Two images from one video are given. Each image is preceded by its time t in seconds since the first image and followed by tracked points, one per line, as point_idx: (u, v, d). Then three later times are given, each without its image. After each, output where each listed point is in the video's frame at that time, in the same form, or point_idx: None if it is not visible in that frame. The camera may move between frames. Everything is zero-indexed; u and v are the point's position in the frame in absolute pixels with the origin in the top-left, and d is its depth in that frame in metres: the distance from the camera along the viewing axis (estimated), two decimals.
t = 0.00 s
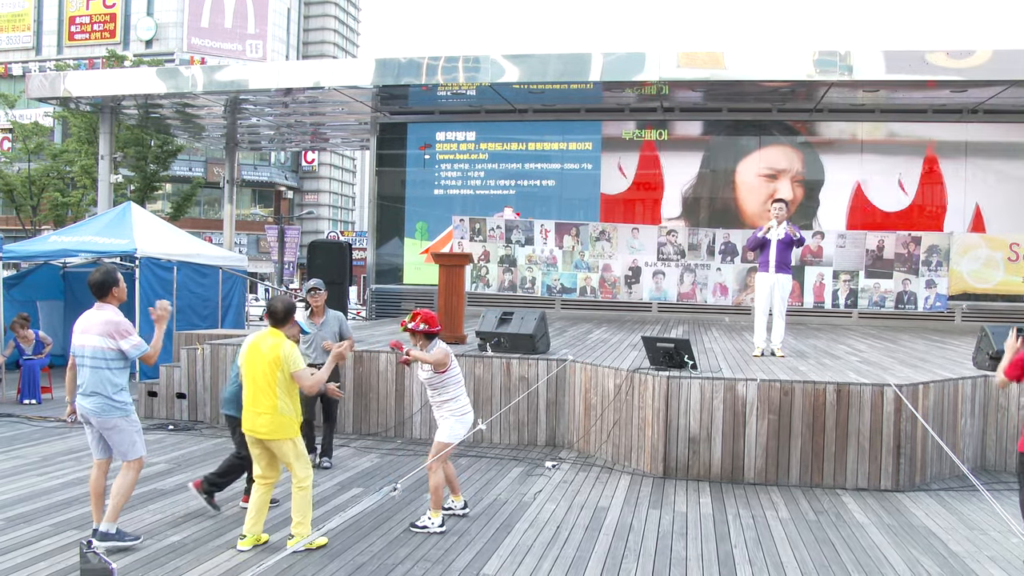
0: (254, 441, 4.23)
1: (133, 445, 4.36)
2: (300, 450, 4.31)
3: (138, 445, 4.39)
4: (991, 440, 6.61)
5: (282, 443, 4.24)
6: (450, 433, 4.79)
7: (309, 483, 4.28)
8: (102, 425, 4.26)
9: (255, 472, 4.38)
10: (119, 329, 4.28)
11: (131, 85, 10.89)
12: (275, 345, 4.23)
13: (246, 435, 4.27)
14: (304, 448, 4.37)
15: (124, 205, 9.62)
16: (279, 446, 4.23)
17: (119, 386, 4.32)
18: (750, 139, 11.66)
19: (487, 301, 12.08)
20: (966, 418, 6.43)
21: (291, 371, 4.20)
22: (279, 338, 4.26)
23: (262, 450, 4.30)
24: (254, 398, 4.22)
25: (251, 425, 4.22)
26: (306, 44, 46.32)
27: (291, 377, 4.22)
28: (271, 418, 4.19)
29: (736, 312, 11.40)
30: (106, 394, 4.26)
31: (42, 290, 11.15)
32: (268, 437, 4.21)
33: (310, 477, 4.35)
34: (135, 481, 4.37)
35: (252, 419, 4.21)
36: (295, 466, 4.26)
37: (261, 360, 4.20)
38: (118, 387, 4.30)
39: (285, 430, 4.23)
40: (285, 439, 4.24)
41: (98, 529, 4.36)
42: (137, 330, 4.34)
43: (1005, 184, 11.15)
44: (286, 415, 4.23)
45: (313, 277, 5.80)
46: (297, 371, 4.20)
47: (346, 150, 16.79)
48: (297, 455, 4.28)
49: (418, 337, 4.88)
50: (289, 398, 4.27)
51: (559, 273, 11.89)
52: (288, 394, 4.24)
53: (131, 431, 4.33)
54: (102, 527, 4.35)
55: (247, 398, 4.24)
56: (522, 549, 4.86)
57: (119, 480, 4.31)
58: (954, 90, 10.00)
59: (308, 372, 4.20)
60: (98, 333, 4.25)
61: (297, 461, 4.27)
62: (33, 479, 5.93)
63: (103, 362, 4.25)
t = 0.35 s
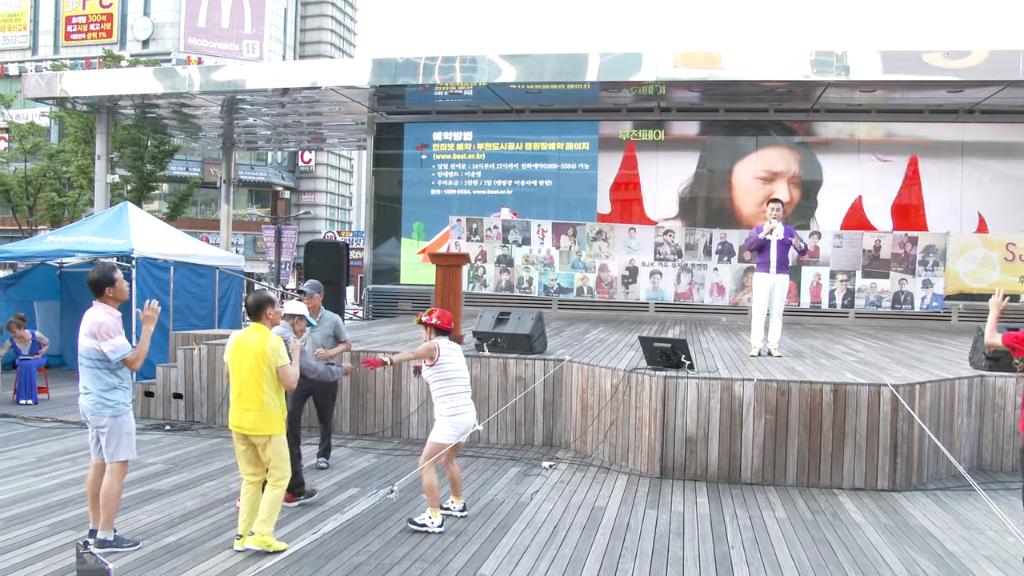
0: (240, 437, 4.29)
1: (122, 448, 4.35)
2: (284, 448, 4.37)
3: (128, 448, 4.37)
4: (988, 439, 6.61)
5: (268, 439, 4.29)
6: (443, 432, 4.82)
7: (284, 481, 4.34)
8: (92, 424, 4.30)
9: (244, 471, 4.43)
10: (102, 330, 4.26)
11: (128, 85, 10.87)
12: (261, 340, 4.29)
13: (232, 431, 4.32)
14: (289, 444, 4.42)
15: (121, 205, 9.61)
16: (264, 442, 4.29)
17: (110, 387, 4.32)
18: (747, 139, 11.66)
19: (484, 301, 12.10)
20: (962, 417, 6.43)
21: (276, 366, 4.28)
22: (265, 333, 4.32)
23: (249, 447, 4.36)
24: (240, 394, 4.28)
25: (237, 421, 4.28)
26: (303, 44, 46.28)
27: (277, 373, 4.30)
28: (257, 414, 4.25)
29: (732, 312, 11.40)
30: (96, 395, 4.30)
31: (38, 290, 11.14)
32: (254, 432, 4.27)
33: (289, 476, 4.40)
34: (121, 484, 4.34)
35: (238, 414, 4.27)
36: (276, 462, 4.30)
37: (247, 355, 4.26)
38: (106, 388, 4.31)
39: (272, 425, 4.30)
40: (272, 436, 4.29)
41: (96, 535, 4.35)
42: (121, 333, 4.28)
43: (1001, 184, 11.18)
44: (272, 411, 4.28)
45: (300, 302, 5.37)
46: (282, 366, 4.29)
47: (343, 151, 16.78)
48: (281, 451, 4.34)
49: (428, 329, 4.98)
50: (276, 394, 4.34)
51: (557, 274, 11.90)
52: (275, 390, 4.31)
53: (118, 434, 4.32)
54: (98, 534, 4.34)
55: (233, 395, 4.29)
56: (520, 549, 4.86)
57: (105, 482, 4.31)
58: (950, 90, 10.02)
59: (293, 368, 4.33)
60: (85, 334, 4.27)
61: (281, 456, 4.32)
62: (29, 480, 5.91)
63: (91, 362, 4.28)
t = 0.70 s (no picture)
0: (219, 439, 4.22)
1: (116, 451, 4.32)
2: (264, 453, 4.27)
3: (121, 451, 4.34)
4: (981, 438, 6.60)
5: (247, 442, 4.21)
6: (430, 438, 4.83)
7: (263, 488, 4.22)
8: (87, 426, 4.30)
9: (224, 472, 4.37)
10: (93, 332, 4.21)
11: (121, 84, 10.85)
12: (240, 342, 4.21)
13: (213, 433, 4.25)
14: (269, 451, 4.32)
15: (114, 205, 9.59)
16: (243, 446, 4.20)
17: (104, 389, 4.30)
18: (741, 139, 11.68)
19: (479, 301, 12.09)
20: (955, 416, 6.44)
21: (258, 366, 4.19)
22: (245, 335, 4.24)
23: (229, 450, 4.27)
24: (220, 395, 4.21)
25: (217, 423, 4.21)
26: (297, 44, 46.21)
27: (258, 374, 4.22)
28: (236, 416, 4.17)
29: (726, 312, 11.40)
30: (90, 397, 4.28)
31: (31, 290, 11.10)
32: (233, 436, 4.18)
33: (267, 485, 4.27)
34: (114, 486, 4.33)
35: (219, 416, 4.20)
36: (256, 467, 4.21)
37: (227, 356, 4.19)
38: (100, 390, 4.29)
39: (251, 429, 4.21)
40: (250, 439, 4.21)
41: (89, 537, 4.33)
42: (114, 335, 4.25)
43: (996, 184, 11.21)
44: (252, 413, 4.21)
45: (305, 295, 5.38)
46: (264, 368, 4.18)
47: (337, 150, 16.76)
48: (260, 455, 4.24)
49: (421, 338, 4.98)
50: (256, 396, 4.26)
51: (550, 274, 11.42)
52: (255, 391, 4.23)
53: (111, 437, 4.29)
54: (91, 536, 4.32)
55: (213, 396, 4.24)
56: (513, 549, 4.86)
57: (98, 483, 4.31)
58: (944, 91, 10.04)
59: (277, 368, 4.20)
60: (79, 335, 4.27)
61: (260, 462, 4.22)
62: (23, 481, 5.90)
63: (85, 364, 4.28)
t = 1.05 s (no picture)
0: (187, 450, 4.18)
1: (113, 453, 4.31)
2: (240, 460, 4.27)
3: (119, 452, 4.33)
4: (973, 437, 6.60)
5: (217, 453, 4.18)
6: (423, 444, 4.82)
7: (249, 488, 4.27)
8: (84, 428, 4.28)
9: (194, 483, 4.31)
10: (94, 332, 4.23)
11: (114, 83, 10.82)
12: (214, 352, 4.20)
13: (181, 444, 4.21)
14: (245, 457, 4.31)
15: (107, 204, 9.56)
16: (215, 456, 4.18)
17: (102, 391, 4.30)
18: (735, 139, 11.69)
19: (473, 300, 12.09)
20: (947, 416, 6.44)
21: (232, 379, 4.18)
22: (219, 345, 4.23)
23: (198, 461, 4.24)
24: (190, 406, 4.18)
25: (186, 433, 4.17)
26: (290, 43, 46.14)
27: (230, 385, 4.19)
28: (206, 428, 4.14)
29: (719, 312, 11.42)
30: (88, 399, 4.27)
31: (23, 291, 11.06)
32: (203, 446, 4.15)
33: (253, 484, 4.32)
34: (113, 487, 4.32)
35: (188, 427, 4.16)
36: (233, 473, 4.23)
37: (199, 366, 4.17)
38: (98, 391, 4.28)
39: (222, 439, 4.18)
40: (220, 450, 4.18)
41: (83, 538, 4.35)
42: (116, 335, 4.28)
43: (988, 184, 11.24)
44: (222, 425, 4.16)
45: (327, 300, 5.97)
46: (237, 380, 4.18)
47: (331, 150, 16.73)
48: (234, 465, 4.23)
49: (411, 345, 4.97)
50: (227, 408, 4.22)
51: (544, 273, 11.77)
52: (226, 403, 4.19)
53: (108, 439, 4.28)
54: (84, 537, 4.34)
55: (183, 406, 4.20)
56: (506, 549, 4.85)
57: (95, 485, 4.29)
58: (936, 91, 10.07)
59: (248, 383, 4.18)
60: (80, 336, 4.26)
61: (234, 469, 4.23)
62: (14, 481, 5.88)
63: (85, 365, 4.26)
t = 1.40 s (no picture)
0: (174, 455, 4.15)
1: (110, 452, 4.29)
2: (222, 471, 4.16)
3: (117, 451, 4.31)
4: (962, 436, 6.62)
5: (202, 459, 4.12)
6: (422, 433, 4.86)
7: (228, 503, 4.14)
8: (84, 427, 4.24)
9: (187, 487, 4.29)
10: (106, 328, 4.29)
11: (102, 83, 10.78)
12: (197, 353, 4.16)
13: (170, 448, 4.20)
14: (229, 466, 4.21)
15: (95, 204, 9.53)
16: (198, 462, 4.11)
17: (106, 388, 4.31)
18: (725, 139, 11.71)
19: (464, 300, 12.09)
20: (936, 415, 6.46)
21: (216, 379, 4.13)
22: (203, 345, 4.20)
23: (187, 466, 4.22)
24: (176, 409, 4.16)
25: (172, 438, 4.14)
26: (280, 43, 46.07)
27: (214, 387, 4.14)
28: (189, 432, 4.10)
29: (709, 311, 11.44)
30: (92, 396, 4.26)
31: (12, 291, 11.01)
32: (187, 452, 4.10)
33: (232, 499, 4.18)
34: (105, 485, 4.28)
35: (173, 430, 4.14)
36: (212, 486, 4.12)
37: (183, 369, 4.14)
38: (102, 389, 4.28)
39: (207, 445, 4.12)
40: (204, 456, 4.11)
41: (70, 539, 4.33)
42: (125, 330, 4.37)
43: (978, 183, 11.29)
44: (205, 428, 4.11)
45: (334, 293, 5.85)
46: (219, 380, 4.12)
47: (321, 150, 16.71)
48: (216, 474, 4.13)
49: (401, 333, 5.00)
50: (213, 411, 4.17)
51: (534, 273, 11.48)
52: (210, 406, 4.14)
53: (108, 437, 4.27)
54: (73, 537, 4.32)
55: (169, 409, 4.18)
56: (497, 549, 4.85)
57: (86, 485, 4.23)
58: (925, 91, 10.11)
59: (232, 382, 4.13)
60: (87, 332, 4.26)
61: (214, 479, 4.13)
62: (3, 482, 5.86)
63: (90, 363, 4.26)
